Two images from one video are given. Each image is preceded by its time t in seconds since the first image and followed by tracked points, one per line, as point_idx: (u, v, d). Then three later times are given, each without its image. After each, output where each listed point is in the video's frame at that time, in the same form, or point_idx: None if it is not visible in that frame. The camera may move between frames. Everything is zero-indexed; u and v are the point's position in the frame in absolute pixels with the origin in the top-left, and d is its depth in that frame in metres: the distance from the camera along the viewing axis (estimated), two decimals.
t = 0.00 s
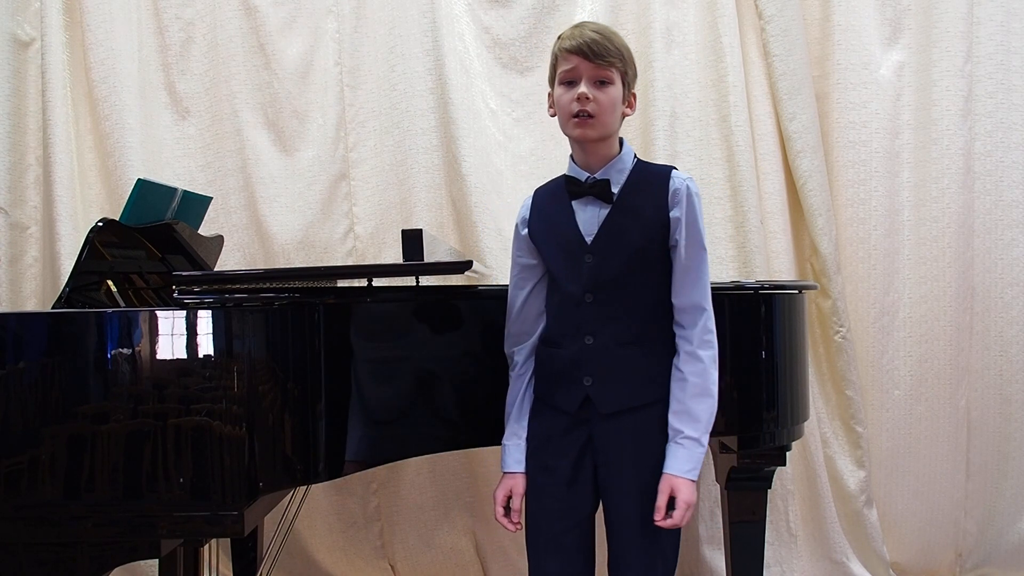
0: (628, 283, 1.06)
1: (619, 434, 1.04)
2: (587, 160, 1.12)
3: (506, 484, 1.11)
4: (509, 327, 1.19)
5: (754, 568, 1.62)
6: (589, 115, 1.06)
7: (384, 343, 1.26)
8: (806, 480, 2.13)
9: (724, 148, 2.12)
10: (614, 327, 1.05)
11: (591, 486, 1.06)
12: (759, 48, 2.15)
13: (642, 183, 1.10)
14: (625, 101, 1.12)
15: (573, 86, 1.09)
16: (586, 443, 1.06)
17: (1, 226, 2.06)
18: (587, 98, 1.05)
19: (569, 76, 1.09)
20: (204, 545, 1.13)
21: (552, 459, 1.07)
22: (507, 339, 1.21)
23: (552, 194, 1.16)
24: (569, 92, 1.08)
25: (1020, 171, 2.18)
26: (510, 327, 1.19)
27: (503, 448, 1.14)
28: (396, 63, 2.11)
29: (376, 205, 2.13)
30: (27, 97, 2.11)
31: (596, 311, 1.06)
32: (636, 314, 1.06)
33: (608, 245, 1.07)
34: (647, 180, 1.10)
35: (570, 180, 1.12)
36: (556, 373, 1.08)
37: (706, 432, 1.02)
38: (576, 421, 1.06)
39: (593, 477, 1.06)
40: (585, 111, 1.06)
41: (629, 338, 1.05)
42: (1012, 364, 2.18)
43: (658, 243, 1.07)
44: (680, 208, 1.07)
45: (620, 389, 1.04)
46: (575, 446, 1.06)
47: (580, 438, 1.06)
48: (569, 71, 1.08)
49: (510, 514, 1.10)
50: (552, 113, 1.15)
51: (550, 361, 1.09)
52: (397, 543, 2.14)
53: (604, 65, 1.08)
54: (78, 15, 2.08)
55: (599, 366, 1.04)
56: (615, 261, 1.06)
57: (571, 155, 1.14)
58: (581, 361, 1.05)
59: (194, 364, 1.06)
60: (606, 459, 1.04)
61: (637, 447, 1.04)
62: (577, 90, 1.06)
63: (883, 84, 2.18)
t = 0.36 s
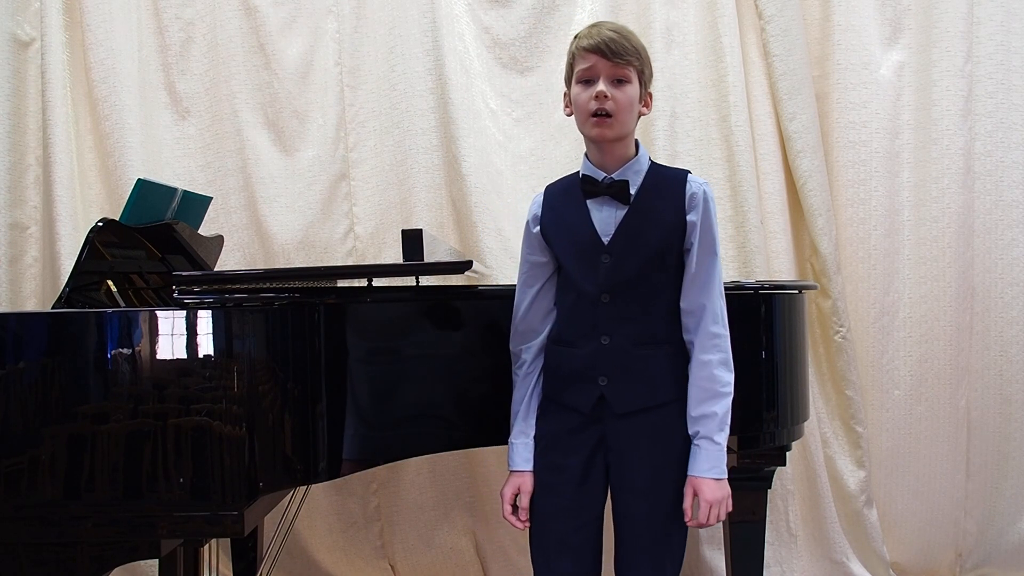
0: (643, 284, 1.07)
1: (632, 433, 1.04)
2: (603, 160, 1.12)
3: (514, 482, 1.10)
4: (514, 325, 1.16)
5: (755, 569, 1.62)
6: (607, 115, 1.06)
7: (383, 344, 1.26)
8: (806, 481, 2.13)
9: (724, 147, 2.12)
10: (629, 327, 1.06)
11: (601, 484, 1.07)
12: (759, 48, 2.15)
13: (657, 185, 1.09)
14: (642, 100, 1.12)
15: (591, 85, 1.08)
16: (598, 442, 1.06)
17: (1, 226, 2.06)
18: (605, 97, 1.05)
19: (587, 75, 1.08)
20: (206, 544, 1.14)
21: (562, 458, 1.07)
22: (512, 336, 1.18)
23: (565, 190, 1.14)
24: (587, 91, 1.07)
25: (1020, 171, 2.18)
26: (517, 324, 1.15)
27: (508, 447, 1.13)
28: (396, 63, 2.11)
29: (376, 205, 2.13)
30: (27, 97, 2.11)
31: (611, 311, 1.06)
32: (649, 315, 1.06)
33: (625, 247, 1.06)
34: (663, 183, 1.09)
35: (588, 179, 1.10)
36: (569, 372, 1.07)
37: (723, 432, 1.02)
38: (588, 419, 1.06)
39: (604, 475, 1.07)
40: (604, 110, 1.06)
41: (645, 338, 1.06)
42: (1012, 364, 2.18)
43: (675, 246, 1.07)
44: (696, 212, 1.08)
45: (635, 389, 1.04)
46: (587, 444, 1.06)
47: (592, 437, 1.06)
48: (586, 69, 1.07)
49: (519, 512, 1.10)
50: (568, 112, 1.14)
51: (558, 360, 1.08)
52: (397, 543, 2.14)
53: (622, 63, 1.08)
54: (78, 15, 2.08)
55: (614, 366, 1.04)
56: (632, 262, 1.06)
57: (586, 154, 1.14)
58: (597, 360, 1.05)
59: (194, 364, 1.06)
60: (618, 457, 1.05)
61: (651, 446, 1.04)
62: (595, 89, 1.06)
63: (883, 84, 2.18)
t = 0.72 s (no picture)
0: (652, 285, 1.07)
1: (639, 433, 1.04)
2: (609, 160, 1.12)
3: (518, 483, 1.08)
4: (513, 323, 1.13)
5: (755, 568, 1.61)
6: (616, 113, 1.06)
7: (383, 344, 1.26)
8: (806, 481, 2.13)
9: (724, 147, 2.12)
10: (639, 329, 1.06)
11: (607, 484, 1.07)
12: (759, 48, 2.15)
13: (664, 187, 1.09)
14: (649, 100, 1.12)
15: (599, 84, 1.08)
16: (605, 442, 1.06)
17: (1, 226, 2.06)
18: (614, 95, 1.05)
19: (596, 74, 1.08)
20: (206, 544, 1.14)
21: (569, 458, 1.06)
22: (508, 334, 1.15)
23: (569, 188, 1.12)
24: (595, 90, 1.07)
25: (1020, 171, 2.18)
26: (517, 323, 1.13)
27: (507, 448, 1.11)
28: (396, 63, 2.11)
29: (376, 205, 2.13)
30: (27, 97, 2.11)
31: (622, 311, 1.06)
32: (656, 316, 1.07)
33: (637, 249, 1.06)
34: (670, 186, 1.10)
35: (597, 178, 1.09)
36: (576, 372, 1.07)
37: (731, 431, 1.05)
38: (596, 420, 1.05)
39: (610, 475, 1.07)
40: (613, 108, 1.06)
41: (654, 339, 1.06)
42: (1012, 364, 2.18)
43: (685, 248, 1.08)
44: (704, 216, 1.08)
45: (644, 390, 1.04)
46: (594, 445, 1.06)
47: (599, 437, 1.06)
48: (596, 68, 1.07)
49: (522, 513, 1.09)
50: (575, 112, 1.14)
51: (563, 361, 1.08)
52: (397, 543, 2.14)
53: (631, 63, 1.08)
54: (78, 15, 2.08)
55: (624, 367, 1.05)
56: (643, 263, 1.06)
57: (592, 152, 1.13)
58: (608, 360, 1.05)
59: (194, 364, 1.06)
60: (625, 458, 1.05)
61: (659, 446, 1.04)
62: (603, 88, 1.06)
63: (883, 84, 2.18)
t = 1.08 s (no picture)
0: (652, 285, 1.07)
1: (640, 433, 1.04)
2: (611, 159, 1.11)
3: (516, 478, 1.08)
4: (514, 318, 1.12)
5: (755, 568, 1.61)
6: (620, 112, 1.06)
7: (382, 344, 1.26)
8: (806, 480, 2.13)
9: (724, 147, 2.12)
10: (639, 329, 1.06)
11: (607, 483, 1.07)
12: (759, 48, 2.15)
13: (666, 188, 1.09)
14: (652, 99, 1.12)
15: (602, 83, 1.08)
16: (605, 442, 1.06)
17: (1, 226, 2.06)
18: (617, 94, 1.05)
19: (599, 73, 1.08)
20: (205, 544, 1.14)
21: (569, 458, 1.06)
22: (507, 328, 1.13)
23: (571, 184, 1.11)
24: (598, 89, 1.07)
25: (1020, 171, 2.18)
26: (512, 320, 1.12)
27: (503, 443, 1.10)
28: (396, 63, 2.11)
29: (376, 205, 2.13)
30: (27, 97, 2.11)
31: (623, 311, 1.05)
32: (656, 317, 1.07)
33: (638, 249, 1.06)
34: (672, 187, 1.09)
35: (599, 176, 1.09)
36: (575, 372, 1.06)
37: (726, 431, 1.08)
38: (595, 419, 1.05)
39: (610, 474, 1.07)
40: (616, 107, 1.06)
41: (654, 340, 1.07)
42: (1012, 364, 2.18)
43: (685, 250, 1.08)
44: (704, 218, 1.09)
45: (643, 390, 1.04)
46: (595, 444, 1.06)
47: (599, 436, 1.05)
48: (598, 68, 1.07)
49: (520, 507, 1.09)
50: (577, 111, 1.14)
51: (563, 360, 1.08)
52: (397, 542, 2.14)
53: (633, 62, 1.08)
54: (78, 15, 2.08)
55: (624, 366, 1.05)
56: (644, 263, 1.06)
57: (594, 150, 1.13)
58: (607, 359, 1.05)
59: (194, 365, 1.06)
60: (625, 457, 1.05)
61: (659, 446, 1.05)
62: (607, 87, 1.06)
63: (883, 84, 2.18)
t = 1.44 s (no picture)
0: (653, 283, 1.07)
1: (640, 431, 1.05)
2: (618, 154, 1.11)
3: (519, 467, 1.08)
4: (519, 308, 1.11)
5: (755, 568, 1.61)
6: (625, 110, 1.06)
7: (381, 344, 1.26)
8: (806, 480, 2.13)
9: (724, 147, 2.12)
10: (642, 326, 1.06)
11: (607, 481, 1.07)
12: (759, 48, 2.15)
13: (670, 186, 1.09)
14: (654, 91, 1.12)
15: (604, 83, 1.08)
16: (606, 440, 1.06)
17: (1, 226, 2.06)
18: (622, 93, 1.05)
19: (599, 73, 1.08)
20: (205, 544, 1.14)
21: (570, 457, 1.06)
22: (511, 317, 1.12)
23: (575, 178, 1.11)
24: (602, 90, 1.07)
25: (1020, 171, 2.18)
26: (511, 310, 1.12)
27: (505, 432, 1.09)
28: (396, 63, 2.11)
29: (376, 205, 2.13)
30: (27, 96, 2.11)
31: (625, 308, 1.06)
32: (657, 315, 1.07)
33: (640, 246, 1.06)
34: (676, 185, 1.09)
35: (604, 170, 1.09)
36: (576, 369, 1.06)
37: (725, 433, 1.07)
38: (596, 417, 1.05)
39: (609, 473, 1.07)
40: (621, 105, 1.06)
41: (654, 337, 1.06)
42: (1012, 364, 2.18)
43: (688, 248, 1.07)
44: (707, 216, 1.09)
45: (645, 388, 1.05)
46: (595, 442, 1.06)
47: (600, 433, 1.06)
48: (598, 68, 1.07)
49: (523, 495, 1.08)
50: (581, 113, 1.14)
51: (564, 358, 1.07)
52: (397, 542, 2.14)
53: (632, 57, 1.07)
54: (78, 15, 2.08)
55: (625, 363, 1.05)
56: (645, 260, 1.06)
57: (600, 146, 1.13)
58: (608, 356, 1.05)
59: (194, 364, 1.06)
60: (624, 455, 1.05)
61: (660, 444, 1.04)
62: (610, 86, 1.06)
63: (883, 84, 2.18)
